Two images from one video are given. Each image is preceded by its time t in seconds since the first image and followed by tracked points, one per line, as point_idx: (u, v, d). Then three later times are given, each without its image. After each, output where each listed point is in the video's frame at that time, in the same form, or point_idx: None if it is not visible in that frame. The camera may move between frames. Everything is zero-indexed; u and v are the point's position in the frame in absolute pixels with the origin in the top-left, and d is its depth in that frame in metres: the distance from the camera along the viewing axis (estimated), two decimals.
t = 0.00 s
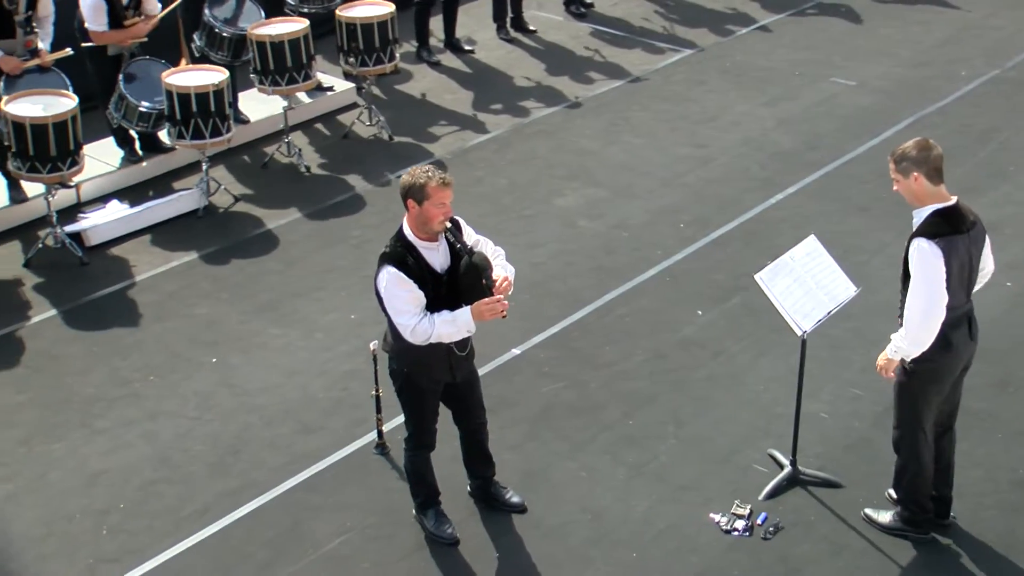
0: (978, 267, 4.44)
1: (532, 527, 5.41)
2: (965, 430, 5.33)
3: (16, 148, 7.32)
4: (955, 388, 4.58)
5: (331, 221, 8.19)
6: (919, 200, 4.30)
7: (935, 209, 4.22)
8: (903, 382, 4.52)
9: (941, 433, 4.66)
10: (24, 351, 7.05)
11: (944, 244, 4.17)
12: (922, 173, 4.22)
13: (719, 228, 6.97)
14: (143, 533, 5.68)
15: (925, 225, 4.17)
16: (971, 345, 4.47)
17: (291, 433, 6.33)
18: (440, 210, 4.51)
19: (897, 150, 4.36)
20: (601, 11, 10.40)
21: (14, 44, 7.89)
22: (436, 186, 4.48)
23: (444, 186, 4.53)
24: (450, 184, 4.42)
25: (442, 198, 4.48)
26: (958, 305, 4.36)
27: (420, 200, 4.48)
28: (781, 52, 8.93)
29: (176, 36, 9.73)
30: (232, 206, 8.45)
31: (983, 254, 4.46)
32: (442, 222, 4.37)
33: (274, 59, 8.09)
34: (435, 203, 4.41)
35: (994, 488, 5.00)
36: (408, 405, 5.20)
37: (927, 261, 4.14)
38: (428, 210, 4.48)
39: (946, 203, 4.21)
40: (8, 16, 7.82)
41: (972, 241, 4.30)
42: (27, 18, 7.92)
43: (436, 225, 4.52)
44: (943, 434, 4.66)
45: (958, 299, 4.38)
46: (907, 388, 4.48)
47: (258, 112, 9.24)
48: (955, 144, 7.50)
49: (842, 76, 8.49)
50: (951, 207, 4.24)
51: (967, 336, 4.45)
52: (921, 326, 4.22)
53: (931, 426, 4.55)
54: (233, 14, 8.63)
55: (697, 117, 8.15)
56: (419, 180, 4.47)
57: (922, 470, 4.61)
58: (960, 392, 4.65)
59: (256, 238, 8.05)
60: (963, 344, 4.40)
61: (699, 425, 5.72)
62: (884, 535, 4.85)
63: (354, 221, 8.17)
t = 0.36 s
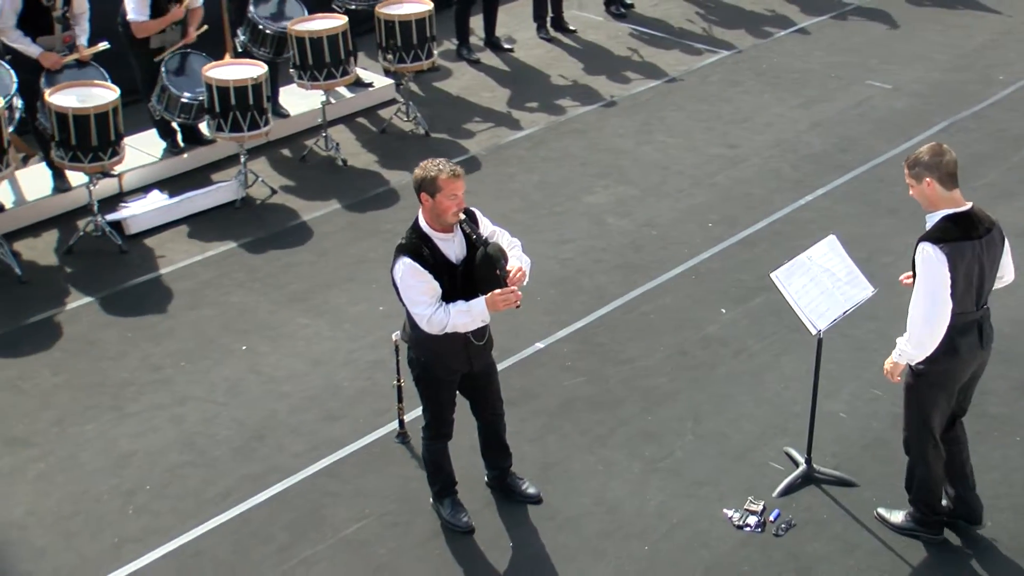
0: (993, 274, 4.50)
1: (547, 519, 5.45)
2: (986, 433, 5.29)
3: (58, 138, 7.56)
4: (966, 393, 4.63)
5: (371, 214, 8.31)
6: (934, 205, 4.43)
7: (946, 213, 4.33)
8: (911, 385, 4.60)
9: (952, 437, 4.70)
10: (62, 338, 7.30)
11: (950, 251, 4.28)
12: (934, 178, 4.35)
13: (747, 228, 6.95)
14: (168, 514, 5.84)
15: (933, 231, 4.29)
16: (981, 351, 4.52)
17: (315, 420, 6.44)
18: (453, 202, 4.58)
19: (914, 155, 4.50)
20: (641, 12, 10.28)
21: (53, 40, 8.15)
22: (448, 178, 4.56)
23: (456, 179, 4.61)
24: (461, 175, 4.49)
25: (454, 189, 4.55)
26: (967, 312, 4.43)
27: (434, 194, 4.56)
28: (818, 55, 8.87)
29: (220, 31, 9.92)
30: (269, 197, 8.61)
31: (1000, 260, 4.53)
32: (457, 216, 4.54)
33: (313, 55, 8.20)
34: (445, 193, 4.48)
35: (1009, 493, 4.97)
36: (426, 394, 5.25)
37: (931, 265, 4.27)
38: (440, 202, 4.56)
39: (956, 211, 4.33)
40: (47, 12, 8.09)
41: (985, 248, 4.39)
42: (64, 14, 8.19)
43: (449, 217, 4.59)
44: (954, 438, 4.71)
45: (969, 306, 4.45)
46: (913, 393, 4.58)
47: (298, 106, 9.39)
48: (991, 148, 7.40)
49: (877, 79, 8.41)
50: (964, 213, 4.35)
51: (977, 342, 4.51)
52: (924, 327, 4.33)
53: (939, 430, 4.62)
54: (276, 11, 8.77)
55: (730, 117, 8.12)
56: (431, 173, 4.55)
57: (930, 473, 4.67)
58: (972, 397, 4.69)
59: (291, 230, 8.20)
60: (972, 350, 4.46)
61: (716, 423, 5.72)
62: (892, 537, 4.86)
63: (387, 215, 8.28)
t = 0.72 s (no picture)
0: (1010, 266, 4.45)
1: (558, 508, 5.51)
2: (1000, 434, 5.30)
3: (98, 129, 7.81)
4: (987, 389, 4.57)
5: (402, 208, 8.46)
6: (949, 201, 4.36)
7: (961, 210, 4.27)
8: (931, 380, 4.53)
9: (968, 433, 4.66)
10: (97, 324, 7.55)
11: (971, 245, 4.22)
12: (949, 174, 4.27)
13: (770, 227, 6.96)
14: (189, 495, 6.06)
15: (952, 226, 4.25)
16: (1001, 345, 4.47)
17: (337, 407, 6.56)
18: (464, 196, 4.67)
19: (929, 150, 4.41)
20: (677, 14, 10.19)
21: (96, 34, 8.50)
22: (459, 172, 4.63)
23: (467, 172, 4.68)
24: (471, 168, 4.59)
25: (465, 183, 4.63)
26: (988, 304, 4.37)
27: (446, 187, 4.66)
28: (849, 58, 8.84)
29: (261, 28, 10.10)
30: (304, 189, 8.78)
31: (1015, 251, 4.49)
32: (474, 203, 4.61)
33: (348, 51, 8.32)
34: (456, 188, 4.55)
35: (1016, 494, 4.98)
36: (440, 382, 5.32)
37: (952, 260, 4.22)
38: (452, 196, 4.64)
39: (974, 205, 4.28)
40: (90, 7, 8.44)
41: (1003, 241, 4.32)
42: (106, 9, 8.54)
43: (461, 210, 4.68)
44: (971, 434, 4.66)
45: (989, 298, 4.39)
46: (933, 388, 4.51)
47: (333, 102, 9.56)
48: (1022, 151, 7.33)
49: (908, 82, 8.37)
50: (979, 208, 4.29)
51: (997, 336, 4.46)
52: (945, 325, 4.29)
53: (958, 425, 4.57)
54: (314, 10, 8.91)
55: (759, 118, 8.11)
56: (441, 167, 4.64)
57: (948, 470, 4.62)
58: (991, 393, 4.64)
59: (323, 222, 8.35)
60: (993, 344, 4.41)
61: (731, 418, 5.74)
62: (896, 535, 4.88)
63: (417, 210, 8.41)
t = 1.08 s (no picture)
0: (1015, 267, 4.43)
1: (564, 500, 5.58)
2: (1006, 436, 5.30)
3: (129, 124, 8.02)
4: (989, 388, 4.58)
5: (425, 206, 8.59)
6: (955, 203, 4.36)
7: (964, 212, 4.26)
8: (936, 379, 4.52)
9: (967, 433, 4.68)
10: (123, 315, 7.77)
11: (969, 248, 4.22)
12: (954, 175, 4.27)
13: (785, 229, 6.98)
14: (204, 481, 6.26)
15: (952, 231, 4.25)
16: (1007, 346, 4.46)
17: (351, 398, 6.68)
18: (467, 194, 4.77)
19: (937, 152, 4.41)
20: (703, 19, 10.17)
21: (130, 32, 8.79)
22: (461, 171, 4.73)
23: (468, 171, 4.78)
24: (472, 168, 4.67)
25: (467, 181, 4.73)
26: (992, 305, 4.36)
27: (448, 187, 4.74)
28: (872, 64, 8.84)
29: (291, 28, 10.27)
30: (329, 186, 8.93)
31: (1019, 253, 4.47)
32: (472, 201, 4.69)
33: (374, 52, 8.45)
34: (459, 187, 4.65)
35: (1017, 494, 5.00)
36: (450, 374, 5.37)
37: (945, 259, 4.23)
38: (455, 196, 4.74)
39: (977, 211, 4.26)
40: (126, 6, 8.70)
41: (1006, 243, 4.31)
42: (143, 8, 8.80)
43: (465, 208, 4.78)
44: (971, 433, 4.68)
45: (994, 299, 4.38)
46: (938, 386, 4.50)
47: (361, 101, 9.77)
48: None
49: (929, 88, 8.37)
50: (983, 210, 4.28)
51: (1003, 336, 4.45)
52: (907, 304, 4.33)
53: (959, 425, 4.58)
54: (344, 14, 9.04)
55: (779, 121, 8.12)
56: (443, 168, 4.72)
57: (949, 470, 4.63)
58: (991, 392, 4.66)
59: (346, 218, 8.50)
60: (1000, 344, 4.40)
61: (738, 415, 5.77)
62: (897, 532, 4.91)
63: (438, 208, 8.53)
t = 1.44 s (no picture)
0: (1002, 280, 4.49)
1: (565, 502, 5.62)
2: (1006, 447, 5.32)
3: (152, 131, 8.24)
4: (980, 399, 4.62)
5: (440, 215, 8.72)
6: (940, 210, 4.48)
7: (947, 221, 4.38)
8: (921, 388, 4.63)
9: (963, 444, 4.71)
10: (142, 317, 7.95)
11: (946, 256, 4.33)
12: (940, 185, 4.38)
13: (795, 240, 7.01)
14: (214, 478, 6.38)
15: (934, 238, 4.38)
16: (993, 357, 4.51)
17: (361, 400, 6.78)
18: (469, 200, 4.85)
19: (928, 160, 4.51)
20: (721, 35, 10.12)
21: (157, 42, 8.92)
22: (462, 177, 4.82)
23: (469, 177, 4.87)
24: (474, 174, 4.76)
25: (468, 187, 4.82)
26: (972, 315, 4.44)
27: (450, 193, 4.84)
28: (886, 80, 8.87)
29: (313, 40, 10.43)
30: (347, 195, 9.07)
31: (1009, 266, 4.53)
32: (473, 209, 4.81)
33: (394, 62, 8.55)
34: (459, 193, 4.75)
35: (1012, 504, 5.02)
36: (454, 377, 5.38)
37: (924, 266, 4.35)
38: (456, 201, 4.83)
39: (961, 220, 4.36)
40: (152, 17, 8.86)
41: (990, 256, 4.39)
42: (167, 20, 8.98)
43: (466, 213, 4.87)
44: (966, 445, 4.71)
45: (975, 310, 4.46)
46: (922, 393, 4.60)
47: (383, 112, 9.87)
48: None
49: (943, 104, 8.39)
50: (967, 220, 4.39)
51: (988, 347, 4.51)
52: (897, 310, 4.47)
53: (950, 434, 4.63)
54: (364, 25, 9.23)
55: (793, 135, 8.16)
56: (445, 175, 4.82)
57: (935, 477, 4.70)
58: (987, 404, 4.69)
59: (363, 225, 8.64)
60: (981, 354, 4.47)
61: (741, 421, 5.80)
62: (892, 539, 4.93)
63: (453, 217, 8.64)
